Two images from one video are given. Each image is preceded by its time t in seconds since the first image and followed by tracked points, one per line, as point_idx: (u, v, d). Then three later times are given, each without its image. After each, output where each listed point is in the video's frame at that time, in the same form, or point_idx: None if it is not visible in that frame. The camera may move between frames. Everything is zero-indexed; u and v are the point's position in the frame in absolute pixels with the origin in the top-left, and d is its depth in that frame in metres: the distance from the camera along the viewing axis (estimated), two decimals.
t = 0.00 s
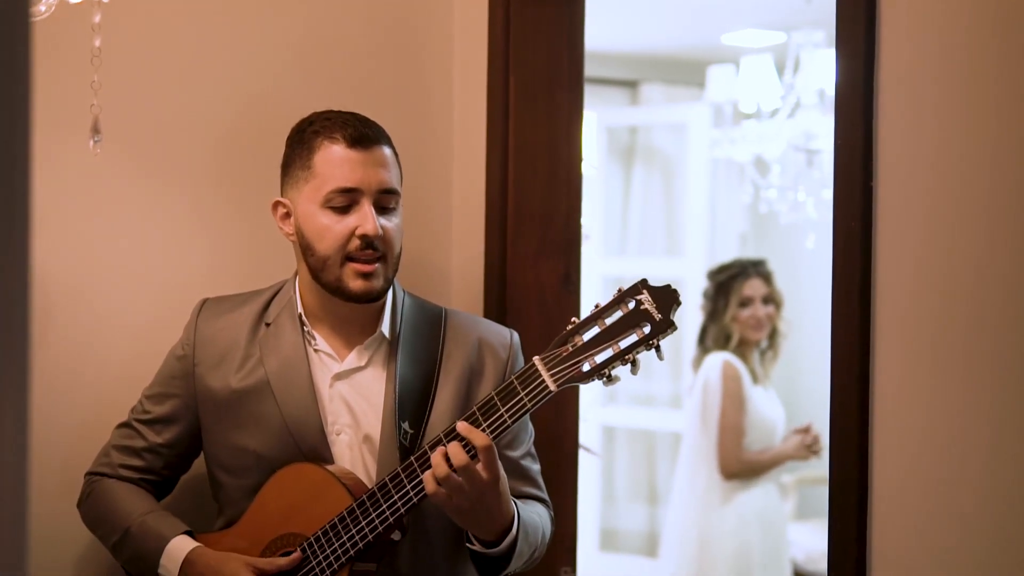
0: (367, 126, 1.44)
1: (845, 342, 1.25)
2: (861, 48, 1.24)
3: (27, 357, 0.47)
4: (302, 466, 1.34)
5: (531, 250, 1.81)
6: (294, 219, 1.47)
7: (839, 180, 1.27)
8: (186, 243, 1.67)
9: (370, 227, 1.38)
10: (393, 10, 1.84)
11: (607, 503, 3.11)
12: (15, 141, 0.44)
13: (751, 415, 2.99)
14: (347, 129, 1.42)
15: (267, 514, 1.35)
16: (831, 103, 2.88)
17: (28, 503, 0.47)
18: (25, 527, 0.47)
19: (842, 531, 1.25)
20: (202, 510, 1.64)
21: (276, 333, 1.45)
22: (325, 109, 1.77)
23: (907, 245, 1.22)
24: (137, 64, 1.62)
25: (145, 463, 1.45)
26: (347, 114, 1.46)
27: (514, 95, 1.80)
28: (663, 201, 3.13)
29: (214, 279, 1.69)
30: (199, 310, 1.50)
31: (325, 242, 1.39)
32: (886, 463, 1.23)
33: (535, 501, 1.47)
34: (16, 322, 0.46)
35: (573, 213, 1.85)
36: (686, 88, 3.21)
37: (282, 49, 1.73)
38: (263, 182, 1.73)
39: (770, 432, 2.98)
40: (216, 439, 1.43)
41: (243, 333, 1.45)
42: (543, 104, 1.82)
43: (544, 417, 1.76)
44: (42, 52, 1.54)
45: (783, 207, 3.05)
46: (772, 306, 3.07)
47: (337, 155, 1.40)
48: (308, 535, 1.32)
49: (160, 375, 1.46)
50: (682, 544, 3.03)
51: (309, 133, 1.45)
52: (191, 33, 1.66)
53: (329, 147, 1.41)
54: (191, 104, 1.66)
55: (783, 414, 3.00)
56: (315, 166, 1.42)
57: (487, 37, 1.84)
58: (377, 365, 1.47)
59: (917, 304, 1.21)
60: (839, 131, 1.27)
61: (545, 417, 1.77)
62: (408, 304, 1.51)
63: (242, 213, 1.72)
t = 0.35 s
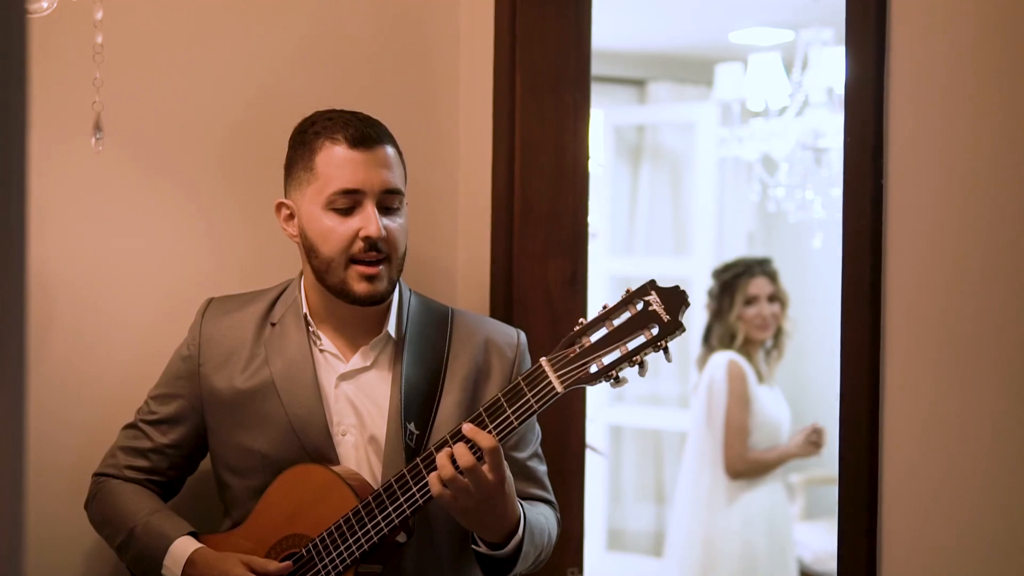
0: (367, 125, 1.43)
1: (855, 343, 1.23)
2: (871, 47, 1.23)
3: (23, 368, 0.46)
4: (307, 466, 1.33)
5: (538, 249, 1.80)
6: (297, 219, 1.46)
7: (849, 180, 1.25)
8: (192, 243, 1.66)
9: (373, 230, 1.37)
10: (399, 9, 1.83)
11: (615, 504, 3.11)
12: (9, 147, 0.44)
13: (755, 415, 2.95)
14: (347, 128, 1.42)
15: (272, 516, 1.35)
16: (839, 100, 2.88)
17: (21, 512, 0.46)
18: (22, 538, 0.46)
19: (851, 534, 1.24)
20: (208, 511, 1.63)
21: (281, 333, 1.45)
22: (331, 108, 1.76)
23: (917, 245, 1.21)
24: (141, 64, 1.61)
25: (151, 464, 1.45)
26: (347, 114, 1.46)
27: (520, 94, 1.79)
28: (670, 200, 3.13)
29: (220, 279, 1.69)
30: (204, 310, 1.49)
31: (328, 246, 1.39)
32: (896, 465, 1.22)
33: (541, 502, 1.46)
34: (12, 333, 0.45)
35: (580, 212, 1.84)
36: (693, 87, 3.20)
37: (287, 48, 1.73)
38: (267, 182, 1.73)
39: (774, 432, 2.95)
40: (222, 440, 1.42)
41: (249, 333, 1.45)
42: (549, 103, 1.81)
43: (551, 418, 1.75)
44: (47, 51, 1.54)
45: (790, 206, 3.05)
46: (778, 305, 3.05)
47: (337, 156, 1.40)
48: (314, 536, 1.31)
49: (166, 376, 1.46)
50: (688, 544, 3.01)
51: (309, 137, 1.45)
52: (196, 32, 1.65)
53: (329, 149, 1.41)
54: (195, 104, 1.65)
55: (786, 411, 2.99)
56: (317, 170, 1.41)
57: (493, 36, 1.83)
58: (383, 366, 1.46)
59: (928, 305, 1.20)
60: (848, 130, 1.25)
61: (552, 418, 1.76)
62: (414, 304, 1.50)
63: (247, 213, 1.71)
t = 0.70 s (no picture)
0: (376, 126, 1.42)
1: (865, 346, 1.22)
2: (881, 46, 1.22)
3: (25, 374, 0.45)
4: (313, 471, 1.33)
5: (544, 251, 1.79)
6: (303, 221, 1.46)
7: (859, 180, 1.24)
8: (197, 245, 1.66)
9: (379, 231, 1.36)
10: (405, 9, 1.83)
11: (622, 506, 3.09)
12: (10, 146, 0.43)
13: (760, 416, 2.95)
14: (353, 129, 1.41)
15: (279, 521, 1.34)
16: (848, 102, 2.84)
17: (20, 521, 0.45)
18: (23, 547, 0.45)
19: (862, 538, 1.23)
20: (214, 516, 1.63)
21: (287, 337, 1.44)
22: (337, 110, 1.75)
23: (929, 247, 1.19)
24: (145, 64, 1.60)
25: (156, 469, 1.44)
26: (353, 114, 1.45)
27: (526, 94, 1.78)
28: (677, 201, 3.11)
29: (225, 282, 1.68)
30: (210, 313, 1.49)
31: (334, 247, 1.38)
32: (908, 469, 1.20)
33: (549, 506, 1.45)
34: (14, 340, 0.44)
35: (587, 213, 1.83)
36: (700, 88, 3.19)
37: (293, 50, 1.72)
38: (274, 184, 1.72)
39: (779, 434, 2.95)
40: (228, 445, 1.42)
41: (255, 337, 1.44)
42: (556, 103, 1.80)
43: (558, 420, 1.74)
44: (52, 52, 1.53)
45: (798, 207, 3.02)
46: (784, 306, 3.04)
47: (344, 157, 1.39)
48: (321, 541, 1.30)
49: (172, 380, 1.45)
50: (695, 546, 3.00)
51: (317, 135, 1.44)
52: (201, 33, 1.65)
53: (335, 150, 1.40)
54: (201, 105, 1.65)
55: (791, 413, 2.98)
56: (324, 169, 1.40)
57: (500, 37, 1.82)
58: (389, 368, 1.46)
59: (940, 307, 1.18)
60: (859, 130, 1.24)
61: (559, 421, 1.75)
62: (421, 306, 1.49)
63: (253, 214, 1.70)
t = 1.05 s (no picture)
0: (383, 126, 1.42)
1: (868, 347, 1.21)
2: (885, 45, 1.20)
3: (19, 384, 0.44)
4: (315, 473, 1.32)
5: (546, 251, 1.78)
6: (306, 219, 1.46)
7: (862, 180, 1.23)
8: (197, 245, 1.65)
9: (383, 232, 1.36)
10: (407, 9, 1.82)
11: (625, 507, 3.08)
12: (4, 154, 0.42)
13: (763, 417, 2.94)
14: (361, 128, 1.41)
15: (280, 523, 1.34)
16: (852, 101, 2.85)
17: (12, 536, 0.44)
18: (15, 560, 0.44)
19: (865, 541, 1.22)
20: (215, 518, 1.63)
21: (288, 337, 1.44)
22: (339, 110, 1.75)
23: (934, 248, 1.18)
24: (143, 64, 1.60)
25: (156, 470, 1.44)
26: (361, 113, 1.44)
27: (528, 94, 1.78)
28: (681, 202, 3.10)
29: (226, 282, 1.68)
30: (211, 314, 1.48)
31: (337, 246, 1.38)
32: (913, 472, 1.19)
33: (553, 509, 1.45)
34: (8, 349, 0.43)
35: (589, 213, 1.82)
36: (704, 87, 3.17)
37: (294, 50, 1.72)
38: (275, 184, 1.72)
39: (783, 437, 2.94)
40: (228, 446, 1.41)
41: (256, 337, 1.44)
42: (558, 103, 1.80)
43: (560, 422, 1.74)
44: (49, 51, 1.52)
45: (802, 207, 3.00)
46: (786, 306, 3.03)
47: (350, 156, 1.38)
48: (322, 543, 1.30)
49: (173, 381, 1.45)
50: (697, 547, 3.00)
51: (323, 133, 1.43)
52: (202, 33, 1.64)
53: (343, 148, 1.39)
54: (200, 105, 1.64)
55: (795, 416, 2.96)
56: (329, 168, 1.40)
57: (502, 36, 1.81)
58: (390, 369, 1.45)
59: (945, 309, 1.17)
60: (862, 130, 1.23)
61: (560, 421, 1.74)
62: (423, 307, 1.49)
63: (254, 213, 1.70)
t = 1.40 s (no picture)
0: (373, 132, 1.40)
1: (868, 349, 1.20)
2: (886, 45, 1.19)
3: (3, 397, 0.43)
4: (313, 477, 1.31)
5: (546, 252, 1.77)
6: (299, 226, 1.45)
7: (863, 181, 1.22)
8: (194, 246, 1.64)
9: (375, 241, 1.35)
10: (407, 8, 1.81)
11: (627, 509, 3.08)
12: None
13: (768, 419, 2.91)
14: (350, 135, 1.39)
15: (276, 527, 1.33)
16: (855, 101, 2.79)
17: None
18: None
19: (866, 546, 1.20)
20: (211, 519, 1.62)
21: (286, 340, 1.43)
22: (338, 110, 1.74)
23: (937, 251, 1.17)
24: (140, 63, 1.59)
25: (151, 472, 1.43)
26: (351, 118, 1.43)
27: (528, 94, 1.77)
28: (685, 202, 3.11)
29: (224, 283, 1.67)
30: (208, 313, 1.48)
31: (331, 254, 1.37)
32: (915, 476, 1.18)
33: (552, 512, 1.44)
34: None
35: (589, 214, 1.81)
36: (706, 88, 3.16)
37: (293, 49, 1.71)
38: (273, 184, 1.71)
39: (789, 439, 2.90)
40: (226, 449, 1.40)
41: (253, 339, 1.43)
42: (558, 103, 1.79)
43: (560, 425, 1.73)
44: (45, 50, 1.52)
45: (805, 207, 2.97)
46: (791, 307, 3.00)
47: (339, 166, 1.37)
48: (319, 548, 1.29)
49: (169, 382, 1.44)
50: (700, 549, 2.99)
51: (312, 140, 1.43)
52: (201, 33, 1.63)
53: (331, 158, 1.38)
54: (198, 105, 1.64)
55: (800, 417, 2.91)
56: (320, 179, 1.39)
57: (502, 37, 1.81)
58: (388, 373, 1.44)
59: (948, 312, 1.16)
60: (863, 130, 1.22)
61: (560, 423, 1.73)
62: (422, 308, 1.48)
63: (252, 214, 1.69)
